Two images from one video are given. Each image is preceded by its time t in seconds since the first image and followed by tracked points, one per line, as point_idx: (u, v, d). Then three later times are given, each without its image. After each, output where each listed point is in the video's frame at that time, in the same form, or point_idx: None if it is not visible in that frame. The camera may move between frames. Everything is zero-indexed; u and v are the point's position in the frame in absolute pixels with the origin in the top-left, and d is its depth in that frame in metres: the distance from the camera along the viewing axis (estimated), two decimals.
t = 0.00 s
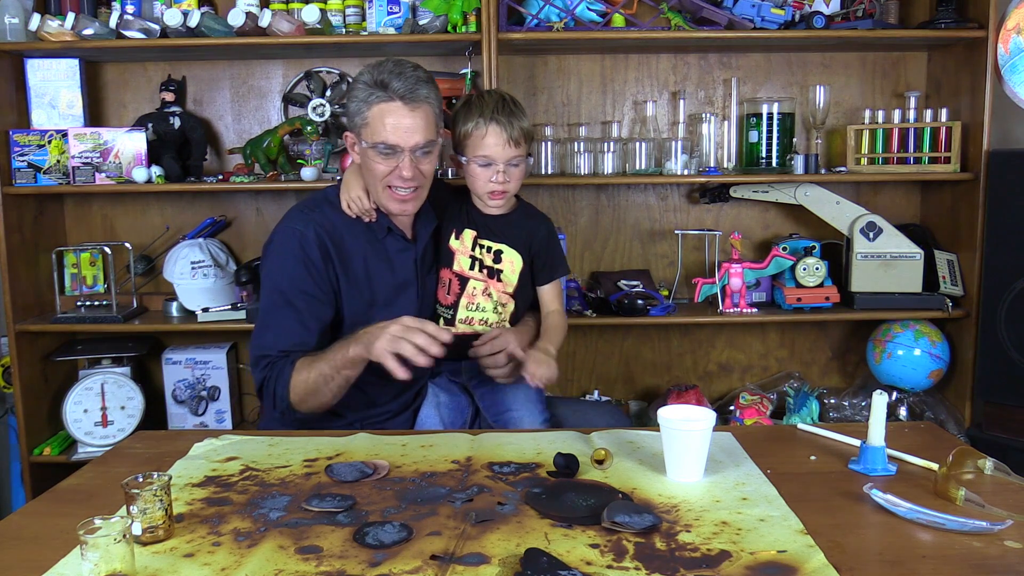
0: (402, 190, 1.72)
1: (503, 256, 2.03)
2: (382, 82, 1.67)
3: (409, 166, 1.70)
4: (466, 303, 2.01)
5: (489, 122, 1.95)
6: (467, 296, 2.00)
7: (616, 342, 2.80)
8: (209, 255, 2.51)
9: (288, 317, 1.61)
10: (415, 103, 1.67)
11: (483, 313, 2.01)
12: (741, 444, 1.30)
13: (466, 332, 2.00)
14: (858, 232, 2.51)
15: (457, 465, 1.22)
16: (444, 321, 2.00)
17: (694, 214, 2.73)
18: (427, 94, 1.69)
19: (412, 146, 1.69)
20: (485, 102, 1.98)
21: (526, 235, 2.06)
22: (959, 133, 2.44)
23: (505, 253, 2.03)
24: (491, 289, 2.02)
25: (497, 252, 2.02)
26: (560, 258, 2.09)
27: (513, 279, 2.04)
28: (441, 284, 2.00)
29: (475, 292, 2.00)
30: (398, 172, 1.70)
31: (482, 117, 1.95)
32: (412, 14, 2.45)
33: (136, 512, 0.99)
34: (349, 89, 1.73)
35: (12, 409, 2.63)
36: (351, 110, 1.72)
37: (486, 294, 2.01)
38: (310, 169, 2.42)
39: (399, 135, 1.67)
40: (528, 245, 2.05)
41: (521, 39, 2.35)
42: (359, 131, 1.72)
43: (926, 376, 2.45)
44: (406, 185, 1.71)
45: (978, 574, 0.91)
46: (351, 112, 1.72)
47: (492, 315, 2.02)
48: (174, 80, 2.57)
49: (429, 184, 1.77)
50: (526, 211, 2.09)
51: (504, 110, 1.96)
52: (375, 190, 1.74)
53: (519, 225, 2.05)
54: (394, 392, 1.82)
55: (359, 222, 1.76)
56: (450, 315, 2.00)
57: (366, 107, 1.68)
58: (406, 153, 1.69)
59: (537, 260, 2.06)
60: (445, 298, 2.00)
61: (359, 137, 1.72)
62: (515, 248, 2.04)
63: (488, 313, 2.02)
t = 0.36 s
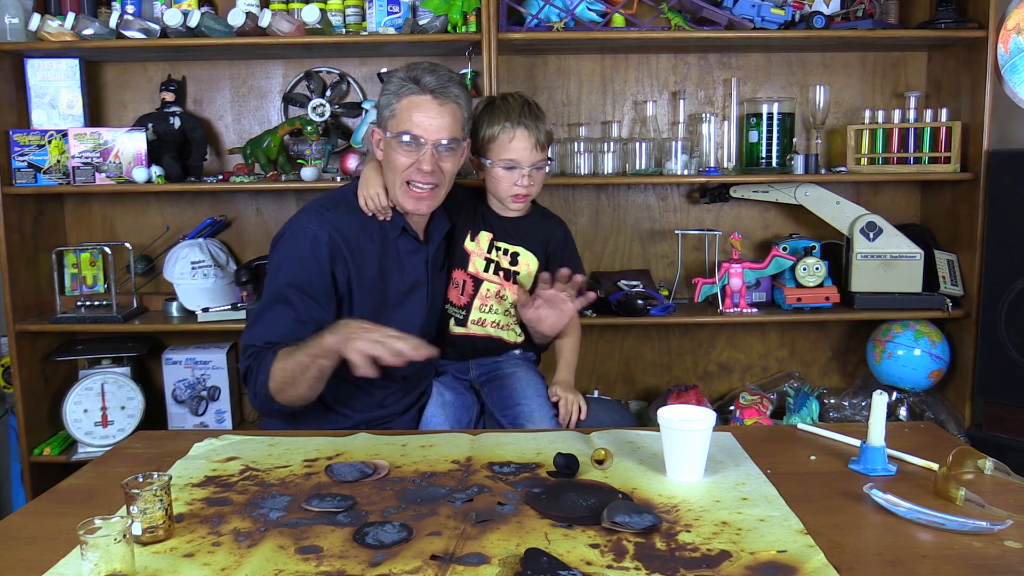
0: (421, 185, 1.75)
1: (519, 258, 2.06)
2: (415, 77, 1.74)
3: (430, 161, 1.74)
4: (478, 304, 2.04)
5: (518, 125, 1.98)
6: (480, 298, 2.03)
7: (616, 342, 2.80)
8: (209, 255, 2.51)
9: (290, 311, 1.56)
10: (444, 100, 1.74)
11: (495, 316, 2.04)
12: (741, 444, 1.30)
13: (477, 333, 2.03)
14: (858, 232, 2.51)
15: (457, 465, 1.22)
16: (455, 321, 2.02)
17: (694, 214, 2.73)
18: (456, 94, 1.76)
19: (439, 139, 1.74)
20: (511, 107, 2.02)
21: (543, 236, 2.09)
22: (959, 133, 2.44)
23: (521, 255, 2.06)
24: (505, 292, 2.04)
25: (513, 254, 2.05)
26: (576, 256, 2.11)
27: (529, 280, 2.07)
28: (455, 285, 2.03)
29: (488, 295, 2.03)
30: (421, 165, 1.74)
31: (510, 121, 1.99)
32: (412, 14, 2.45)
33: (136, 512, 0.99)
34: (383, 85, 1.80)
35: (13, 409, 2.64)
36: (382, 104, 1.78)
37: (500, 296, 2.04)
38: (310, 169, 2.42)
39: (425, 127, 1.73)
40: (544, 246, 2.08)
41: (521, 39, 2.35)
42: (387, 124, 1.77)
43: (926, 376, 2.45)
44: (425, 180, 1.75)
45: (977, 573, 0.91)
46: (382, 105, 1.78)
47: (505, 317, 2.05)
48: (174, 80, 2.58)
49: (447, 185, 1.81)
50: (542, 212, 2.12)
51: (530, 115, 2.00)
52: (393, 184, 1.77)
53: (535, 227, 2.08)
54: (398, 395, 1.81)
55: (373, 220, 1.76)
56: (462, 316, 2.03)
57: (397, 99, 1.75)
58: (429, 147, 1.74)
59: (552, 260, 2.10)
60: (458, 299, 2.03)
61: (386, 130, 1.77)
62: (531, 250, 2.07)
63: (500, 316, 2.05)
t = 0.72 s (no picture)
0: (416, 190, 1.72)
1: (519, 259, 2.06)
2: (410, 81, 1.69)
3: (424, 167, 1.70)
4: (481, 307, 2.05)
5: (523, 137, 1.94)
6: (482, 302, 2.04)
7: (616, 342, 2.80)
8: (209, 255, 2.51)
9: (291, 312, 1.57)
10: (439, 105, 1.69)
11: (496, 319, 2.06)
12: (741, 444, 1.30)
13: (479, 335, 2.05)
14: (858, 232, 2.51)
15: (457, 465, 1.22)
16: (457, 324, 2.04)
17: (694, 214, 2.73)
18: (451, 98, 1.70)
19: (432, 145, 1.69)
20: (517, 116, 1.96)
21: (540, 235, 2.08)
22: (959, 132, 2.44)
23: (520, 255, 2.06)
24: (506, 295, 2.05)
25: (513, 255, 2.06)
26: (576, 250, 2.10)
27: (529, 281, 2.08)
28: (457, 288, 2.04)
29: (490, 298, 2.04)
30: (415, 171, 1.70)
31: (516, 132, 1.94)
32: (412, 14, 2.45)
33: (136, 512, 0.99)
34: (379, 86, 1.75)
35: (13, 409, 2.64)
36: (377, 106, 1.73)
37: (501, 299, 2.05)
38: (310, 169, 2.42)
39: (418, 133, 1.68)
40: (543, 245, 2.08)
41: (521, 39, 2.35)
42: (382, 126, 1.73)
43: (926, 376, 2.45)
44: (420, 186, 1.71)
45: (977, 573, 0.91)
46: (377, 107, 1.73)
47: (506, 320, 2.07)
48: (173, 80, 2.58)
49: (443, 189, 1.77)
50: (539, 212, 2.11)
51: (536, 126, 1.95)
52: (389, 188, 1.74)
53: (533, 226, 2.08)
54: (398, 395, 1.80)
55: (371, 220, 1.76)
56: (464, 318, 2.04)
57: (392, 103, 1.70)
58: (423, 153, 1.70)
59: (551, 252, 2.09)
60: (459, 301, 2.04)
61: (382, 133, 1.73)
62: (530, 249, 2.07)
63: (501, 319, 2.06)
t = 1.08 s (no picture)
0: (402, 207, 1.66)
1: (516, 262, 2.06)
2: (397, 97, 1.57)
3: (407, 188, 1.62)
4: (480, 311, 2.05)
5: (508, 148, 1.92)
6: (482, 306, 2.04)
7: (616, 342, 2.80)
8: (209, 255, 2.51)
9: (283, 315, 1.60)
10: (424, 126, 1.57)
11: (497, 323, 2.06)
12: (741, 444, 1.30)
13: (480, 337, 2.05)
14: (858, 232, 2.51)
15: (457, 465, 1.22)
16: (457, 327, 2.04)
17: (694, 214, 2.73)
18: (437, 118, 1.59)
19: (412, 168, 1.59)
20: (501, 126, 1.94)
21: (534, 235, 2.08)
22: (959, 132, 2.44)
23: (518, 258, 2.06)
24: (506, 298, 2.06)
25: (510, 258, 2.06)
26: (571, 248, 2.09)
27: (527, 283, 2.08)
28: (456, 292, 2.03)
29: (490, 301, 2.04)
30: (395, 191, 1.62)
31: (501, 143, 1.91)
32: (412, 14, 2.45)
33: (136, 512, 0.99)
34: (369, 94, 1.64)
35: (13, 409, 2.64)
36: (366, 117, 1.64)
37: (500, 302, 2.05)
38: (310, 168, 2.42)
39: (400, 156, 1.58)
40: (537, 245, 2.08)
41: (521, 39, 2.35)
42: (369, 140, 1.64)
43: (925, 376, 2.45)
44: (405, 204, 1.65)
45: (977, 573, 0.91)
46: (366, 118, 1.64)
47: (506, 323, 2.07)
48: (173, 80, 2.58)
49: (429, 204, 1.70)
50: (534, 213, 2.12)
51: (522, 136, 1.93)
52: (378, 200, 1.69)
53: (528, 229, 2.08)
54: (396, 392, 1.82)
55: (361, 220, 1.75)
56: (464, 322, 2.04)
57: (377, 120, 1.59)
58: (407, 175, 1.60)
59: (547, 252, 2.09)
60: (459, 305, 2.04)
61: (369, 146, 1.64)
62: (526, 251, 2.07)
63: (502, 323, 2.07)
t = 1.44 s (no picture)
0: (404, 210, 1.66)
1: (513, 261, 2.07)
2: (391, 104, 1.56)
3: (409, 193, 1.62)
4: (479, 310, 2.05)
5: (494, 149, 1.91)
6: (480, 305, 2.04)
7: (616, 342, 2.80)
8: (209, 255, 2.51)
9: (315, 318, 1.62)
10: (422, 131, 1.56)
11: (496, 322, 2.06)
12: (741, 444, 1.30)
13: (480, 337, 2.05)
14: (858, 232, 2.51)
15: (457, 465, 1.22)
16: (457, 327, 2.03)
17: (694, 214, 2.73)
18: (434, 121, 1.58)
19: (412, 173, 1.59)
20: (489, 128, 1.94)
21: (529, 234, 2.09)
22: (959, 132, 2.44)
23: (514, 256, 2.06)
24: (504, 297, 2.06)
25: (507, 257, 2.06)
26: (567, 245, 2.09)
27: (525, 281, 2.08)
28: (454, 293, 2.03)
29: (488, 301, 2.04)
30: (396, 195, 1.62)
31: (487, 145, 1.91)
32: (412, 14, 2.45)
33: (136, 512, 0.99)
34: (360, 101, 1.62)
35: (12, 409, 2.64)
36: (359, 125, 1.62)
37: (499, 301, 2.05)
38: (310, 169, 2.42)
39: (400, 162, 1.57)
40: (533, 245, 2.09)
41: (521, 39, 2.35)
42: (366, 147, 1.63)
43: (925, 376, 2.45)
44: (407, 207, 1.65)
45: (977, 573, 0.91)
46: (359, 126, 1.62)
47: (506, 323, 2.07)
48: (173, 79, 2.58)
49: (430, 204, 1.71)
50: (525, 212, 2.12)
51: (508, 137, 1.92)
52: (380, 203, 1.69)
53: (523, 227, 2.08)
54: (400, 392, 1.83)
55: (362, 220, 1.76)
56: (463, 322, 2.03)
57: (373, 129, 1.58)
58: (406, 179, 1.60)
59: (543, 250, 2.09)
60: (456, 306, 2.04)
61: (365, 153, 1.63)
62: (523, 250, 2.08)
63: (501, 322, 2.07)
